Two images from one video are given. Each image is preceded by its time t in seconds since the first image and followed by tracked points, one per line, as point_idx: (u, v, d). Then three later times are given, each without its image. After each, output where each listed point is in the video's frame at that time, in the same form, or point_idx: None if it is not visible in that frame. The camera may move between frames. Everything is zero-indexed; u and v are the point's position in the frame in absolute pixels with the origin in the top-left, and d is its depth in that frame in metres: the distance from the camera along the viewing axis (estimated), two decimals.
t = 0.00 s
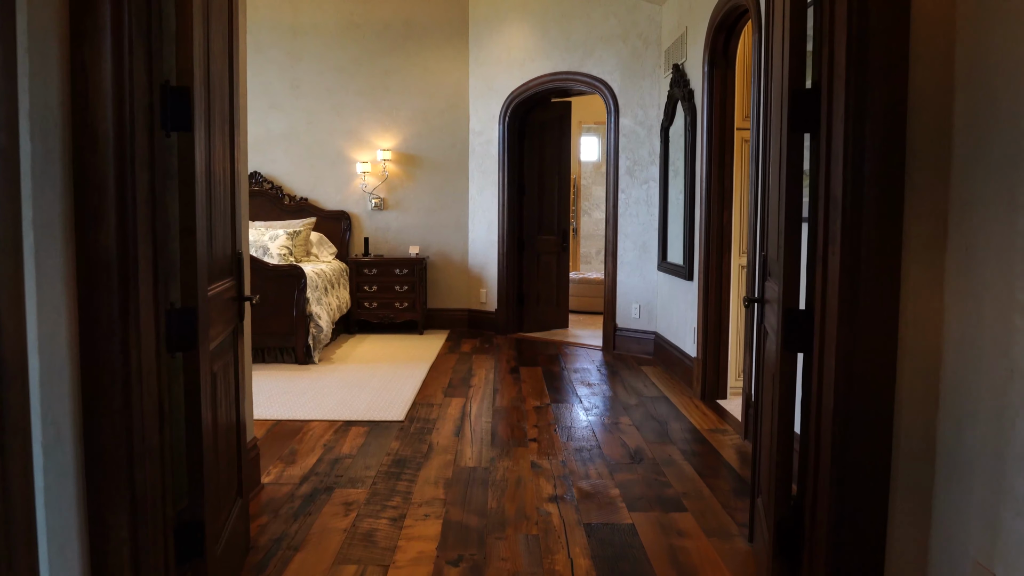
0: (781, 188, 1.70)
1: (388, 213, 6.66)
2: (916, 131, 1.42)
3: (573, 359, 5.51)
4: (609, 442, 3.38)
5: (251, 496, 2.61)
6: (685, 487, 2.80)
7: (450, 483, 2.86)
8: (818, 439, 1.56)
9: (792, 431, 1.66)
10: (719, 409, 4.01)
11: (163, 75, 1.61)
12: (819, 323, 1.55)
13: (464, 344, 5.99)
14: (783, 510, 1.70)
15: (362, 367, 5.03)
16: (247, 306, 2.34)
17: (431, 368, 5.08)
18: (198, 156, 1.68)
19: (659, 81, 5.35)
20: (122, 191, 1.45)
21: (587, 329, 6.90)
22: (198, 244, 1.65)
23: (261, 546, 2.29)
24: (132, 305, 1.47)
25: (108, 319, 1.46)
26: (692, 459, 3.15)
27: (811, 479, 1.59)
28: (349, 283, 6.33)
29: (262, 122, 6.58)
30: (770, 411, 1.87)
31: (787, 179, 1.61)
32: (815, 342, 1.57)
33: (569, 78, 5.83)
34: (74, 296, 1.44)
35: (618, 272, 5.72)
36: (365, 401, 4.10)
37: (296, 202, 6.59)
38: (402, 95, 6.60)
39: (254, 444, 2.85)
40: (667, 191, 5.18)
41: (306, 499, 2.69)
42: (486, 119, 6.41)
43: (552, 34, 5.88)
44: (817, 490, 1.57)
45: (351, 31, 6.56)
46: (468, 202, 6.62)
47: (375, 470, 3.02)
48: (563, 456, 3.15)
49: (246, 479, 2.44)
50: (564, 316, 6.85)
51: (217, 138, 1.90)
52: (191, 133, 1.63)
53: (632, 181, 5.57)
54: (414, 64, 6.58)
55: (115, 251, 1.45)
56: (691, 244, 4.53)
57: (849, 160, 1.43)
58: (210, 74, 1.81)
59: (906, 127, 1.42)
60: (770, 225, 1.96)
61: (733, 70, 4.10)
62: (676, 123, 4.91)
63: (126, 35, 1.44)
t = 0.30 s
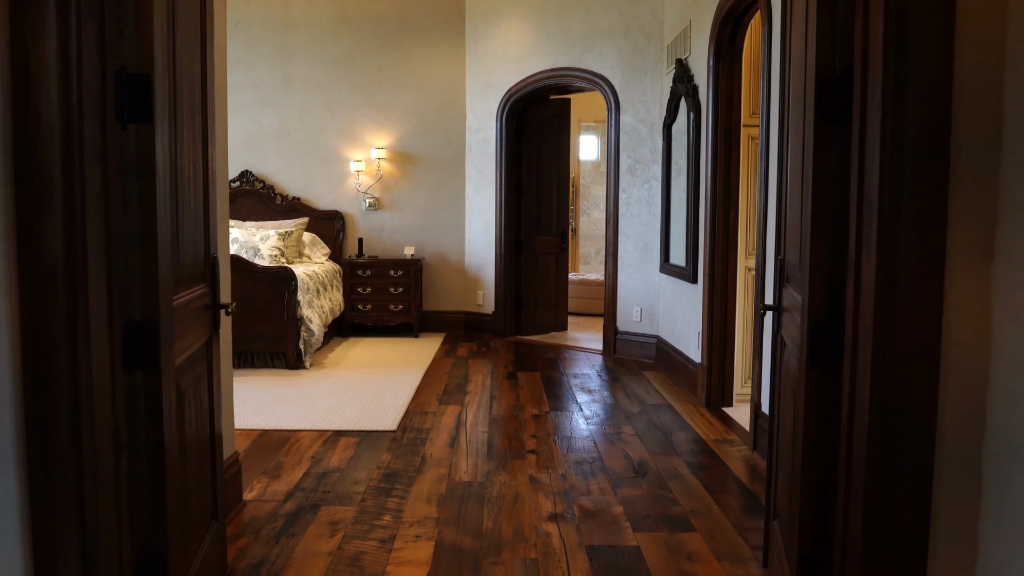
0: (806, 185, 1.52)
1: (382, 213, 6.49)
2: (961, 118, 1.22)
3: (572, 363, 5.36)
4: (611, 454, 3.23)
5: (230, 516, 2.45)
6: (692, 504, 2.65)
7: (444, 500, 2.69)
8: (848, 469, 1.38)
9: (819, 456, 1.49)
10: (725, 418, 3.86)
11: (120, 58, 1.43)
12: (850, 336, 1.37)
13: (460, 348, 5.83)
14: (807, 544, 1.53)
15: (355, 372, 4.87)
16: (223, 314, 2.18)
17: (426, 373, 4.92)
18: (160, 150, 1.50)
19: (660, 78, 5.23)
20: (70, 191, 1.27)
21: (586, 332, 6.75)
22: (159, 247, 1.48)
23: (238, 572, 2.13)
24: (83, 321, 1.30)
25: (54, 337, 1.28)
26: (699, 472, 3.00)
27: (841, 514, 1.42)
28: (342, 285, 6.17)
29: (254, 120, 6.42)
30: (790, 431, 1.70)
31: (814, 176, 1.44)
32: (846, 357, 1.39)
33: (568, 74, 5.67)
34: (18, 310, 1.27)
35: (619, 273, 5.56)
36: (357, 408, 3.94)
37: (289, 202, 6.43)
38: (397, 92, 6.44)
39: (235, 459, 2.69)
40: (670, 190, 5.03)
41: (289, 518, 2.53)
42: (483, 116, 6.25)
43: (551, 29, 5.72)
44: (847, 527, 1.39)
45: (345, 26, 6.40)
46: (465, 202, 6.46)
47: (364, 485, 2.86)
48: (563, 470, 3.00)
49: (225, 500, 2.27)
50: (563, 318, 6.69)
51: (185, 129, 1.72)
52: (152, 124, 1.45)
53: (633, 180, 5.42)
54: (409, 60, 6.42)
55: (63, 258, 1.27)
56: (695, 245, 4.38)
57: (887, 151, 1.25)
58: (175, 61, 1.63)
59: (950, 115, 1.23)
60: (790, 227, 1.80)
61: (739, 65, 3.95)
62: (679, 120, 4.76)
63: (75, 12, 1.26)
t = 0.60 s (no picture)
0: (837, 184, 1.36)
1: (377, 213, 6.33)
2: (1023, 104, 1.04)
3: (572, 368, 5.21)
4: (614, 466, 3.07)
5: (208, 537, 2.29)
6: (702, 522, 2.49)
7: (437, 518, 2.54)
8: (888, 506, 1.22)
9: (855, 485, 1.32)
10: (732, 426, 3.71)
11: (66, 37, 1.26)
12: (891, 350, 1.21)
13: (457, 351, 5.67)
14: None
15: (347, 377, 4.71)
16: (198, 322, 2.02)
17: (421, 378, 4.76)
18: (116, 141, 1.33)
19: (663, 73, 5.08)
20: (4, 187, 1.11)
21: (586, 335, 6.59)
22: (115, 252, 1.31)
23: None
24: (20, 336, 1.14)
25: None
26: (708, 487, 2.84)
27: (879, 555, 1.25)
28: (336, 286, 6.01)
29: (246, 117, 6.26)
30: (817, 453, 1.54)
31: (849, 173, 1.28)
32: (886, 377, 1.23)
33: (568, 70, 5.52)
34: None
35: (620, 275, 5.41)
36: (348, 416, 3.78)
37: (281, 201, 6.27)
38: (392, 89, 6.27)
39: (216, 474, 2.53)
40: (673, 190, 4.88)
41: (272, 538, 2.38)
42: (480, 113, 6.09)
43: (551, 24, 5.57)
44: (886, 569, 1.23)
45: (339, 21, 6.23)
46: (462, 202, 6.30)
47: (353, 501, 2.71)
48: (564, 484, 2.84)
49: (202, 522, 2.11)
50: (563, 321, 6.53)
51: (149, 122, 1.56)
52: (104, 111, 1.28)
53: (635, 178, 5.26)
54: (405, 56, 6.25)
55: None
56: (700, 246, 4.22)
57: (935, 139, 1.08)
58: (135, 43, 1.46)
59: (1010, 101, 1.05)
60: (814, 227, 1.64)
61: (747, 57, 3.79)
62: (684, 117, 4.60)
63: None
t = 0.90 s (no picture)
0: (878, 184, 1.20)
1: (372, 213, 6.16)
2: None
3: (572, 373, 5.05)
4: (617, 481, 2.91)
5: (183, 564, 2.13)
6: (712, 544, 2.33)
7: (431, 539, 2.37)
8: (941, 555, 1.06)
9: (899, 527, 1.16)
10: (740, 436, 3.55)
11: None
12: (945, 374, 1.05)
13: (453, 356, 5.51)
14: None
15: (340, 383, 4.54)
16: (167, 333, 1.85)
17: (416, 384, 4.59)
18: (58, 130, 1.06)
19: (667, 68, 4.92)
20: None
21: (586, 338, 6.44)
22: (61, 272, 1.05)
23: None
24: None
25: None
26: (717, 504, 2.68)
27: None
28: (329, 289, 5.84)
29: (236, 115, 6.10)
30: (850, 483, 1.38)
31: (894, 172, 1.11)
32: (938, 407, 1.07)
33: (567, 66, 5.35)
34: None
35: (622, 277, 5.25)
36: (338, 426, 3.61)
37: (273, 200, 6.11)
38: (387, 86, 6.10)
39: (194, 493, 2.36)
40: (677, 189, 4.74)
41: (253, 563, 2.21)
42: (477, 111, 5.93)
43: (550, 19, 5.41)
44: None
45: (332, 16, 6.07)
46: (459, 202, 6.14)
47: (341, 520, 2.54)
48: (565, 501, 2.68)
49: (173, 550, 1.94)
50: (562, 324, 6.38)
51: (102, 115, 1.39)
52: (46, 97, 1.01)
53: (637, 178, 5.10)
54: (400, 52, 6.08)
55: None
56: (706, 248, 4.07)
57: (1001, 131, 0.92)
58: (84, 25, 1.29)
59: None
60: (846, 230, 1.48)
61: (756, 51, 3.63)
62: (689, 114, 4.45)
63: None
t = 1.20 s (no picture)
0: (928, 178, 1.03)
1: (365, 213, 5.97)
2: None
3: (570, 379, 4.88)
4: (619, 497, 2.74)
5: None
6: (722, 570, 2.16)
7: (419, 564, 2.21)
8: None
9: None
10: (748, 448, 3.39)
11: None
12: (1013, 408, 0.87)
13: (448, 361, 5.34)
14: None
15: (329, 391, 4.37)
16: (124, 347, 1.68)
17: (409, 391, 4.42)
18: None
19: (669, 63, 4.76)
20: None
21: (586, 342, 6.27)
22: None
23: None
24: None
25: None
26: (726, 524, 2.51)
27: None
28: (321, 291, 5.66)
29: (225, 112, 5.87)
30: (890, 522, 1.21)
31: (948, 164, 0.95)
32: (1004, 442, 0.89)
33: (566, 61, 5.19)
34: None
35: (622, 279, 5.08)
36: (325, 437, 3.44)
37: (263, 200, 5.90)
38: (381, 83, 5.90)
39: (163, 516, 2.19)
40: (680, 188, 4.58)
41: None
42: (473, 108, 5.76)
43: (548, 12, 5.24)
44: None
45: (323, 11, 5.85)
46: (455, 202, 5.96)
47: (323, 542, 2.37)
48: (564, 521, 2.51)
49: None
50: (561, 327, 6.21)
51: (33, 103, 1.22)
52: None
53: (638, 177, 4.94)
54: (394, 47, 5.88)
55: None
56: (711, 249, 3.91)
57: None
58: None
59: None
60: (879, 232, 1.32)
61: (763, 43, 3.48)
62: (692, 110, 4.29)
63: None
